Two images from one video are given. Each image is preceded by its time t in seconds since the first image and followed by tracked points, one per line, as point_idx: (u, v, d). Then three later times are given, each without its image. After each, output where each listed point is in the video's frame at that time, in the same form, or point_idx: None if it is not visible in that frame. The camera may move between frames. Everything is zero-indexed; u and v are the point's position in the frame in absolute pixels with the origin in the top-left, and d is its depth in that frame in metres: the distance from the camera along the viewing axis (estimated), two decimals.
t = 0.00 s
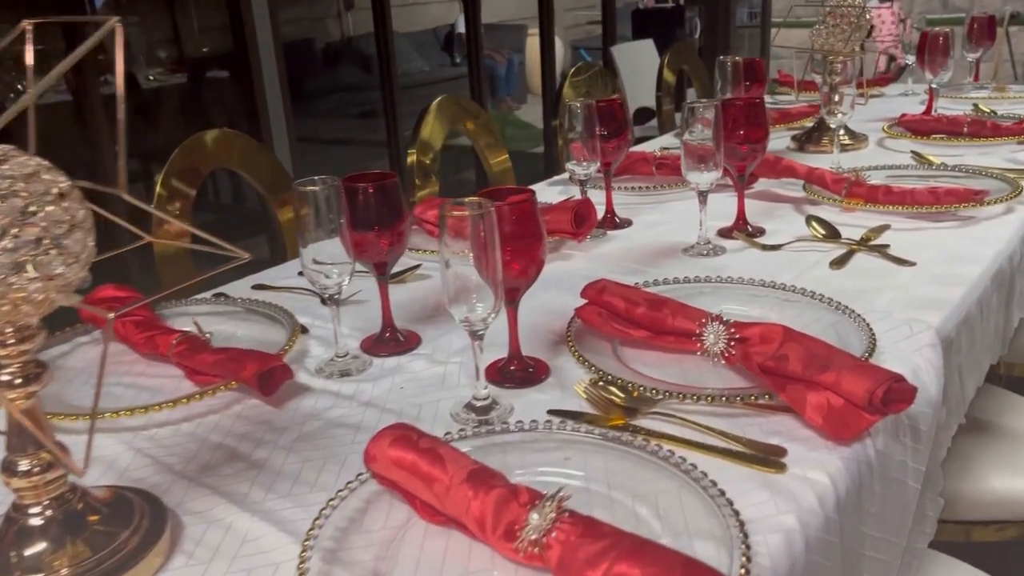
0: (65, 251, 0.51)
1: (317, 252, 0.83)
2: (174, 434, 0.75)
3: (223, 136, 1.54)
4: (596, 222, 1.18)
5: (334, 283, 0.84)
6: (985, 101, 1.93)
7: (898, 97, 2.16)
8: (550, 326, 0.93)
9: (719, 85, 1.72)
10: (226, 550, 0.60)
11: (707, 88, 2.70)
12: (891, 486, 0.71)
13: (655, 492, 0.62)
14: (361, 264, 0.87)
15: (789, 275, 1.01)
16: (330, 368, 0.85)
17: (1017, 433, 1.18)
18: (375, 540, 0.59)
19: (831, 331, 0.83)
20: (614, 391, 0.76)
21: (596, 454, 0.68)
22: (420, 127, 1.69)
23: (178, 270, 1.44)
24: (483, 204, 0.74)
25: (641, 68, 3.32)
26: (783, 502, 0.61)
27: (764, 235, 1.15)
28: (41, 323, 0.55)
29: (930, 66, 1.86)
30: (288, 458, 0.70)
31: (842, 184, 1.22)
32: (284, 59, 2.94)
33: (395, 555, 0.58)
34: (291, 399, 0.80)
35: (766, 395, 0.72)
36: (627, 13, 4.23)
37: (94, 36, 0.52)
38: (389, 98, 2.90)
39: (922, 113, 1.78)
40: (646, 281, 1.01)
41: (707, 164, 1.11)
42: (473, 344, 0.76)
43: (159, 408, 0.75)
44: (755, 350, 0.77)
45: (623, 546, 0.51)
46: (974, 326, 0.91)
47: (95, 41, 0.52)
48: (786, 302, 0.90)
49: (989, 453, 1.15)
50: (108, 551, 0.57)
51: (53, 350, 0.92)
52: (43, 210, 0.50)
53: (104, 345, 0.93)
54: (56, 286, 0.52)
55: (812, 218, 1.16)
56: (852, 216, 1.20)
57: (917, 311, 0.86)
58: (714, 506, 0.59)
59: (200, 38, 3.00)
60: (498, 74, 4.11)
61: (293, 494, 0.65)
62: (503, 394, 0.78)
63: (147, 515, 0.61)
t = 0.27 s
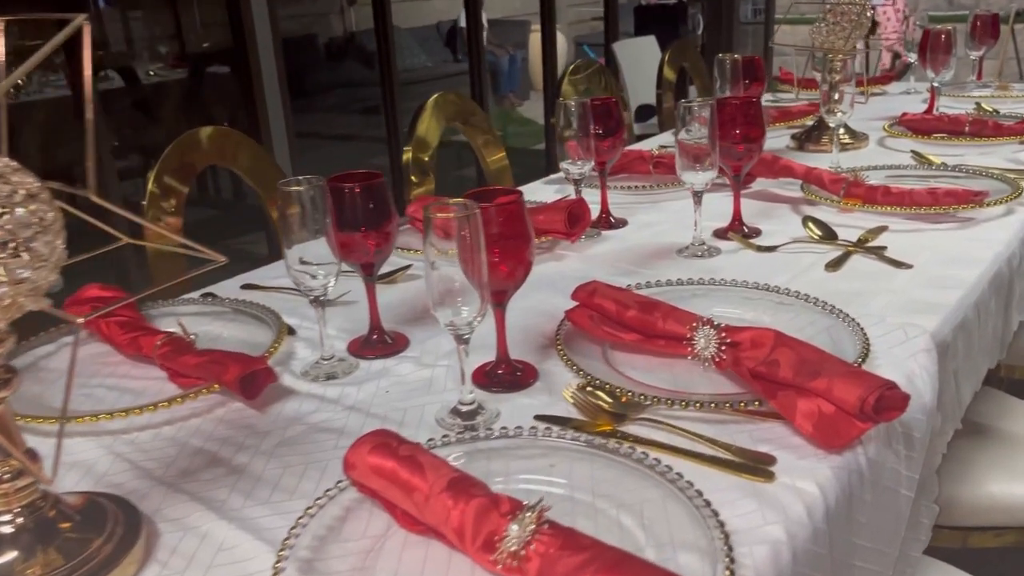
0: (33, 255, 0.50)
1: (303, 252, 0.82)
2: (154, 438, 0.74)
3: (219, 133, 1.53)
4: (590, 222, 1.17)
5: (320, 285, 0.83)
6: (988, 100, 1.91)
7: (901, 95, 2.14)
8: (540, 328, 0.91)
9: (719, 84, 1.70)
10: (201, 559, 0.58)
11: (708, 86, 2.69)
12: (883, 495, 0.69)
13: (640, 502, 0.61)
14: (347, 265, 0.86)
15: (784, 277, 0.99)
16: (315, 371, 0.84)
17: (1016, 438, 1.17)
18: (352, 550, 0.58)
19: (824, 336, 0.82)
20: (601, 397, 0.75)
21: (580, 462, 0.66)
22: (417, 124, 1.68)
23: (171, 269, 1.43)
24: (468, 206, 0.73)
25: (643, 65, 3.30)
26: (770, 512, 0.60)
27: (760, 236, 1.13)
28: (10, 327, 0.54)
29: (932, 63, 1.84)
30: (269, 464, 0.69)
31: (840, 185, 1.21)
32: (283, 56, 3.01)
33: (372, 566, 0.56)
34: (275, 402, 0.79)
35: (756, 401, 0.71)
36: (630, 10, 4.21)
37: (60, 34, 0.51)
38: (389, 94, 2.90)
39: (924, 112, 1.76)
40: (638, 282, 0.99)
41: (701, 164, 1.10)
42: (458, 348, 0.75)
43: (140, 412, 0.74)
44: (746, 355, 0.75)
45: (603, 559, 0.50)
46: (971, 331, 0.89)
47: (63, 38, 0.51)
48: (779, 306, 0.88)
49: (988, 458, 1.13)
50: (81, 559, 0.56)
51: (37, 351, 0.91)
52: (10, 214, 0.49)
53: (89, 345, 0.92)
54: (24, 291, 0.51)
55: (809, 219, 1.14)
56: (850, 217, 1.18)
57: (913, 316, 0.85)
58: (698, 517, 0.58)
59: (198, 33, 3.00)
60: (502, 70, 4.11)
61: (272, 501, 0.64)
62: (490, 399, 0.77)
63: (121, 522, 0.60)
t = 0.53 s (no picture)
0: None
1: (281, 254, 0.80)
2: (124, 446, 0.72)
3: (210, 132, 1.51)
4: (580, 223, 1.15)
5: (297, 289, 0.81)
6: (989, 100, 1.89)
7: (902, 94, 2.12)
8: (524, 333, 0.90)
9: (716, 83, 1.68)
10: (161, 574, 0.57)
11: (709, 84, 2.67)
12: (868, 510, 0.67)
13: (614, 517, 0.59)
14: (327, 268, 0.84)
15: (775, 282, 0.97)
16: (293, 377, 0.82)
17: (1012, 446, 1.15)
18: (318, 567, 0.56)
19: (812, 344, 0.80)
20: (582, 406, 0.73)
21: (556, 473, 0.64)
22: (411, 120, 1.67)
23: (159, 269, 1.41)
24: (445, 210, 0.71)
25: (644, 63, 3.27)
26: (750, 529, 0.58)
27: (753, 240, 1.11)
28: None
29: (933, 62, 1.82)
30: (239, 473, 0.67)
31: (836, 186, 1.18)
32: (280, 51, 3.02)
33: None
34: (250, 409, 0.77)
35: (740, 413, 0.69)
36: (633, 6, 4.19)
37: (8, 35, 0.49)
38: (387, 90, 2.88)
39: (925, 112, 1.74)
40: (626, 287, 0.98)
41: (692, 165, 1.08)
42: (435, 356, 0.73)
43: (109, 418, 0.72)
44: (730, 363, 0.74)
45: None
46: (966, 338, 0.87)
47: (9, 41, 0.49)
48: (767, 312, 0.87)
49: (983, 467, 1.11)
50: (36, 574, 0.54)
51: (12, 353, 0.89)
52: None
53: (66, 348, 0.90)
54: None
55: (803, 223, 1.12)
56: (845, 219, 1.16)
57: (904, 324, 0.83)
58: (674, 535, 0.56)
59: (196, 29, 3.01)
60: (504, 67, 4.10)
61: (238, 513, 0.62)
62: (469, 406, 0.75)
63: (81, 534, 0.58)
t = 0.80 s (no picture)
0: None
1: (259, 258, 0.78)
2: (98, 452, 0.71)
3: (202, 131, 1.50)
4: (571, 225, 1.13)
5: (278, 293, 0.79)
6: (989, 100, 1.87)
7: (902, 93, 2.10)
8: (511, 337, 0.88)
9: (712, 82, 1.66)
10: None
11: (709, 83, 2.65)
12: (856, 522, 0.66)
13: (592, 529, 0.58)
14: (309, 271, 0.82)
15: (767, 285, 0.95)
16: (273, 381, 0.81)
17: (1008, 452, 1.13)
18: None
19: (802, 350, 0.78)
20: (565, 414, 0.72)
21: (535, 483, 0.63)
22: (405, 117, 1.66)
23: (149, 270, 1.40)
24: (423, 213, 0.69)
25: (644, 62, 3.25)
26: (732, 543, 0.56)
27: (746, 242, 1.09)
28: None
29: (932, 62, 1.80)
30: (213, 481, 0.66)
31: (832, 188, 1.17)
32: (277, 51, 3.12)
33: None
34: (227, 415, 0.76)
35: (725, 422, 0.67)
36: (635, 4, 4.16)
37: None
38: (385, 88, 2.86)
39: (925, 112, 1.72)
40: (614, 291, 0.96)
41: (684, 166, 1.06)
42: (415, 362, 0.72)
43: (83, 424, 0.71)
44: (717, 371, 0.72)
45: None
46: (960, 344, 0.86)
47: None
48: (756, 318, 0.85)
49: (978, 473, 1.09)
50: None
51: None
52: None
53: (46, 350, 0.89)
54: None
55: (797, 225, 1.11)
56: (841, 222, 1.15)
57: (897, 330, 0.81)
58: (652, 549, 0.55)
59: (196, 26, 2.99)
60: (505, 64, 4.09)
61: (209, 523, 0.61)
62: (451, 413, 0.74)
63: (45, 545, 0.57)
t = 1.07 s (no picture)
0: None
1: (234, 263, 0.77)
2: (69, 458, 0.70)
3: (193, 131, 1.49)
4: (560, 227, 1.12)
5: (255, 297, 0.78)
6: (989, 101, 1.85)
7: (902, 93, 2.08)
8: (494, 342, 0.87)
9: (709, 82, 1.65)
10: None
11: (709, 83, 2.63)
12: (839, 534, 0.64)
13: (566, 543, 0.56)
14: (287, 273, 0.81)
15: (756, 290, 0.94)
16: (251, 386, 0.79)
17: (1005, 460, 1.11)
18: None
19: (788, 357, 0.77)
20: (544, 422, 0.70)
21: (510, 494, 0.62)
22: (399, 117, 1.65)
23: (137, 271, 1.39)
24: (399, 216, 0.68)
25: (645, 61, 3.24)
26: (708, 559, 0.55)
27: (737, 245, 1.08)
28: None
29: (932, 63, 1.78)
30: (183, 489, 0.65)
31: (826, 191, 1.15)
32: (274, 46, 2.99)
33: None
34: (202, 421, 0.74)
35: (706, 432, 0.66)
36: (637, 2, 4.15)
37: None
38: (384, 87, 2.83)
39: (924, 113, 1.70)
40: (601, 295, 0.95)
41: (674, 169, 1.05)
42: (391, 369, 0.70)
43: (52, 430, 0.70)
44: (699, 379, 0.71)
45: None
46: (951, 351, 0.84)
47: None
48: (743, 323, 0.83)
49: (972, 480, 1.08)
50: None
51: None
52: None
53: (23, 353, 0.88)
54: None
55: (789, 228, 1.09)
56: (834, 225, 1.13)
57: (886, 337, 0.79)
58: (625, 564, 0.53)
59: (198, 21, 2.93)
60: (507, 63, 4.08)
61: (176, 534, 0.60)
62: (428, 420, 0.73)
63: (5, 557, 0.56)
